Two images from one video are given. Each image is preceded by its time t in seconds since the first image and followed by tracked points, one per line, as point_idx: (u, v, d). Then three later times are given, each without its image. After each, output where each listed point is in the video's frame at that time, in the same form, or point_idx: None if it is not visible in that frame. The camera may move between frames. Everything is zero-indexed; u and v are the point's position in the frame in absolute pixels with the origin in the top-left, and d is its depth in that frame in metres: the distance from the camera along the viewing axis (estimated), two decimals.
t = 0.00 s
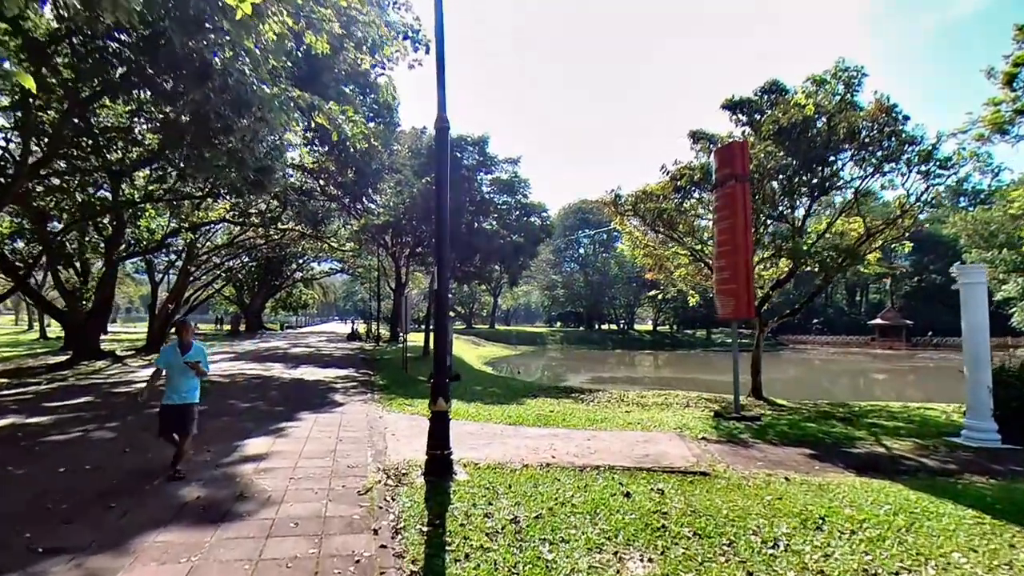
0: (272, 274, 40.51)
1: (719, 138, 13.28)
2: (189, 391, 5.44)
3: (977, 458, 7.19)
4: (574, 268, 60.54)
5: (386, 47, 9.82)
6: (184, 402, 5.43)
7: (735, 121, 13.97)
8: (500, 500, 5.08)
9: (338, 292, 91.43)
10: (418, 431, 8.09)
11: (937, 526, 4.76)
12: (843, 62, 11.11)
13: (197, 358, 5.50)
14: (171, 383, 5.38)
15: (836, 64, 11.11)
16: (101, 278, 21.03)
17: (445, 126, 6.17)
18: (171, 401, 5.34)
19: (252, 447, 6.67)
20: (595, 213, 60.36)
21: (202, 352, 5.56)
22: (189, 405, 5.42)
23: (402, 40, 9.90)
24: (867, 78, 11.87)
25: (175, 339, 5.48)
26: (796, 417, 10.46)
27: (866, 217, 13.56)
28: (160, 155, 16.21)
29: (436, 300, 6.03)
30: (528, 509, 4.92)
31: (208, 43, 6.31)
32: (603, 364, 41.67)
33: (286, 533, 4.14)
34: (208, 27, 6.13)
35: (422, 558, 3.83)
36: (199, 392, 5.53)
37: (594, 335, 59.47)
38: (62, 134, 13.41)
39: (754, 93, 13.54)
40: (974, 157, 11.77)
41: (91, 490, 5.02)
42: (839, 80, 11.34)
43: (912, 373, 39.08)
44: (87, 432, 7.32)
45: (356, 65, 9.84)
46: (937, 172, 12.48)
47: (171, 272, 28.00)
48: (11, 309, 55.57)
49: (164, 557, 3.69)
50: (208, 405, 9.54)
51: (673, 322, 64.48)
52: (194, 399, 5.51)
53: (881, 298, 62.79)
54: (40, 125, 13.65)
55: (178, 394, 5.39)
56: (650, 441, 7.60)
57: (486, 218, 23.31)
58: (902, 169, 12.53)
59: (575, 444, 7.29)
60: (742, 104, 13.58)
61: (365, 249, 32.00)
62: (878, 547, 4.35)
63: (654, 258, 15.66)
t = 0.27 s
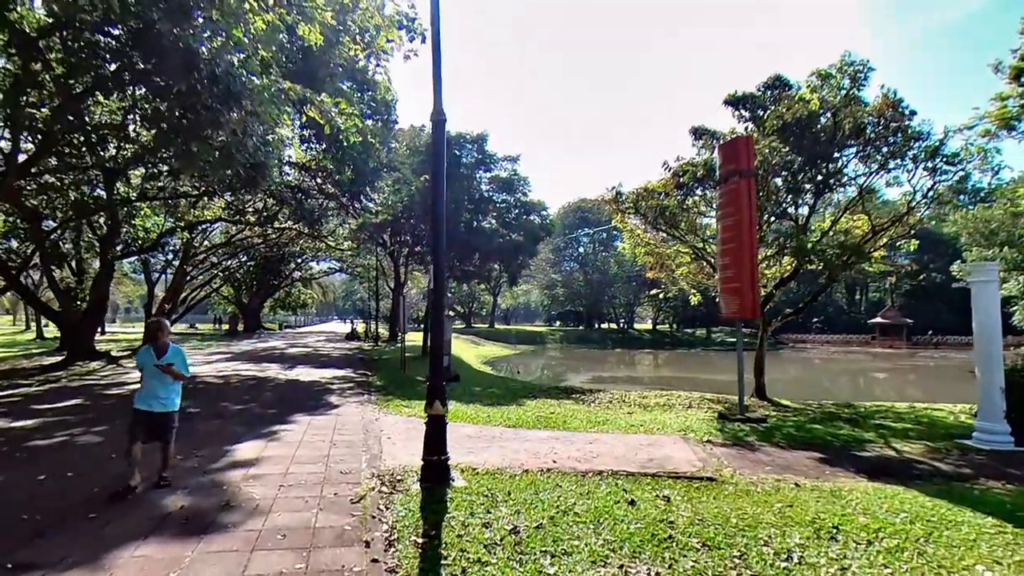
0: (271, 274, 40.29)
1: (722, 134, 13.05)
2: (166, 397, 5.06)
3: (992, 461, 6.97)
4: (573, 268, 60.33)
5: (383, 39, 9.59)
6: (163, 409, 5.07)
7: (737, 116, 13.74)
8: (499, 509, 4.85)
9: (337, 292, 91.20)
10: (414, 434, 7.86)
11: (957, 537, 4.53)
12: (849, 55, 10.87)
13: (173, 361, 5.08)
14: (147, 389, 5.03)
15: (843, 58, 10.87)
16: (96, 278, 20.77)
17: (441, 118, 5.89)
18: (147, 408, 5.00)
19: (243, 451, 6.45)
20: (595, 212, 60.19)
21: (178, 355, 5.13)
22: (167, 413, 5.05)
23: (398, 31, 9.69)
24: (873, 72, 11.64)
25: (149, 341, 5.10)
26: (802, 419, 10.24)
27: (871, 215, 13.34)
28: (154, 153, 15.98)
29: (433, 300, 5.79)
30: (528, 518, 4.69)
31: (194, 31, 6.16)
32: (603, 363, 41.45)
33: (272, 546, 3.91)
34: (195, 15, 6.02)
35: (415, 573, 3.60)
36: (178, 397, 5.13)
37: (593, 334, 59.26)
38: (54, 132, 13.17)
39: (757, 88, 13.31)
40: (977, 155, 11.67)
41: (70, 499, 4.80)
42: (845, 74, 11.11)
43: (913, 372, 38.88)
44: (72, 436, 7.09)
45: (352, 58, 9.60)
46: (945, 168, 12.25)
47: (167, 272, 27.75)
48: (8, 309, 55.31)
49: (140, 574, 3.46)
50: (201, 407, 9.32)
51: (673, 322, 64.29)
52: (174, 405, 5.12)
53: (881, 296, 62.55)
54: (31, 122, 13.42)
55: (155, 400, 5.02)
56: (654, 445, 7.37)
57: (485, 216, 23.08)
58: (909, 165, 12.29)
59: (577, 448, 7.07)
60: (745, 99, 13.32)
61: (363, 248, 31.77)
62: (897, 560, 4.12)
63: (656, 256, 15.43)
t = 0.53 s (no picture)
0: (270, 273, 40.10)
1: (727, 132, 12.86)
2: (139, 408, 4.64)
3: (1009, 466, 6.78)
4: (573, 268, 60.15)
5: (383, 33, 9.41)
6: (136, 421, 4.64)
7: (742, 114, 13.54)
8: (503, 518, 4.66)
9: (336, 292, 91.04)
10: (415, 437, 7.67)
11: (982, 548, 4.34)
12: (858, 51, 10.68)
13: (145, 369, 4.67)
14: (117, 400, 4.61)
15: (851, 53, 10.68)
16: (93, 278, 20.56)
17: (443, 112, 5.66)
18: (118, 421, 4.57)
19: (238, 456, 6.24)
20: (595, 212, 60.05)
21: (151, 362, 4.72)
22: (141, 426, 4.63)
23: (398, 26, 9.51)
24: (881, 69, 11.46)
25: (119, 347, 4.69)
26: (810, 421, 10.04)
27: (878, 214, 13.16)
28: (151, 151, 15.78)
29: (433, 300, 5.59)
30: (534, 527, 4.49)
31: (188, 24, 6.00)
32: (604, 363, 41.26)
33: (266, 559, 3.71)
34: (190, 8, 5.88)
35: None
36: (152, 408, 4.72)
37: (594, 334, 59.06)
38: (49, 129, 12.98)
39: (762, 86, 13.10)
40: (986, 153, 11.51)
41: (56, 508, 4.60)
42: (853, 70, 10.92)
43: (915, 372, 38.72)
44: (62, 440, 6.89)
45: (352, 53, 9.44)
46: (954, 167, 12.05)
47: (165, 272, 27.55)
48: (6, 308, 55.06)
49: None
50: (197, 409, 9.12)
51: (673, 322, 64.10)
52: (148, 417, 4.70)
53: (882, 297, 62.37)
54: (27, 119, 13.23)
55: (127, 412, 4.60)
56: (662, 448, 7.18)
57: (485, 216, 22.89)
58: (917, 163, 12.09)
59: (582, 452, 6.88)
60: (750, 97, 13.09)
61: (363, 248, 31.59)
62: (922, 572, 3.93)
63: (659, 255, 15.24)
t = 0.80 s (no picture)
0: (270, 273, 39.89)
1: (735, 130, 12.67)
2: (118, 418, 4.07)
3: None
4: (574, 268, 59.97)
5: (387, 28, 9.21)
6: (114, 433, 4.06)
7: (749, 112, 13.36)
8: (516, 530, 4.44)
9: (336, 292, 90.85)
10: (420, 442, 7.46)
11: (1021, 563, 4.13)
12: (870, 48, 10.49)
13: (128, 375, 4.11)
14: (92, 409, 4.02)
15: (864, 50, 10.48)
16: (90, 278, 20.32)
17: (451, 107, 5.45)
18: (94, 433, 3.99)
19: (236, 463, 6.02)
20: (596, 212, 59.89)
21: (134, 367, 4.16)
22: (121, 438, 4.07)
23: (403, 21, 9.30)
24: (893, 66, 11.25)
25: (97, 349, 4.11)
26: (821, 425, 9.84)
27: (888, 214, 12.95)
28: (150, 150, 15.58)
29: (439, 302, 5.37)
30: (549, 541, 4.28)
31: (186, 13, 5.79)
32: (604, 364, 41.07)
33: None
34: None
35: None
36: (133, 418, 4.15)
37: (594, 334, 58.87)
38: (46, 127, 12.77)
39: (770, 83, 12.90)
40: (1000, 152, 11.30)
41: (46, 521, 4.38)
42: (865, 68, 10.72)
43: (916, 372, 38.62)
44: (57, 446, 6.67)
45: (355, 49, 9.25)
46: (965, 166, 11.86)
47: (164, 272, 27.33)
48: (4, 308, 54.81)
49: None
50: (195, 413, 8.90)
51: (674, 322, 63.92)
52: (128, 428, 4.12)
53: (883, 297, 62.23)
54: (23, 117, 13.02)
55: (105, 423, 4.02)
56: (675, 454, 6.97)
57: (487, 216, 22.69)
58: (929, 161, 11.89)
59: (593, 458, 6.65)
60: (757, 94, 12.92)
61: (363, 248, 31.39)
62: None
63: (665, 255, 15.05)
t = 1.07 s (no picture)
0: (269, 273, 39.66)
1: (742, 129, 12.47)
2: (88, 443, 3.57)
3: None
4: (574, 268, 59.77)
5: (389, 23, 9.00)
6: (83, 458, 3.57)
7: (755, 111, 13.17)
8: (526, 548, 4.21)
9: (335, 292, 90.61)
10: (423, 449, 7.23)
11: None
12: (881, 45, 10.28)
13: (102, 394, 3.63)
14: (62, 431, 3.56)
15: (875, 47, 10.28)
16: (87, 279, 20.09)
17: (456, 102, 5.23)
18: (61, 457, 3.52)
19: (233, 473, 5.79)
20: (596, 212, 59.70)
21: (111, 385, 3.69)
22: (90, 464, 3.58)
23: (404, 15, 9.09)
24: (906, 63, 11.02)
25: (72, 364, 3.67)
26: (832, 430, 9.61)
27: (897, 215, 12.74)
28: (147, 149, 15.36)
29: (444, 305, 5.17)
30: (561, 559, 4.05)
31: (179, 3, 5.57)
32: (605, 364, 40.86)
33: None
34: None
35: None
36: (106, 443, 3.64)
37: (594, 335, 58.65)
38: (41, 125, 12.56)
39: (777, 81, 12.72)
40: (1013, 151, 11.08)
41: (29, 539, 4.14)
42: (876, 65, 10.51)
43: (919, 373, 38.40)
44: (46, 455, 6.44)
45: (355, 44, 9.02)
46: (977, 165, 11.65)
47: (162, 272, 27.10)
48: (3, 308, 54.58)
49: None
50: (191, 418, 8.67)
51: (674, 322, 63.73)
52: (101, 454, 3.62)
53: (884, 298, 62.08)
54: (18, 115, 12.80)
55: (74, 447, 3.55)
56: (687, 462, 6.74)
57: (488, 215, 22.48)
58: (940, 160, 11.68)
59: (602, 467, 6.42)
60: (764, 92, 12.77)
61: (363, 248, 31.18)
62: None
63: (669, 256, 14.84)
